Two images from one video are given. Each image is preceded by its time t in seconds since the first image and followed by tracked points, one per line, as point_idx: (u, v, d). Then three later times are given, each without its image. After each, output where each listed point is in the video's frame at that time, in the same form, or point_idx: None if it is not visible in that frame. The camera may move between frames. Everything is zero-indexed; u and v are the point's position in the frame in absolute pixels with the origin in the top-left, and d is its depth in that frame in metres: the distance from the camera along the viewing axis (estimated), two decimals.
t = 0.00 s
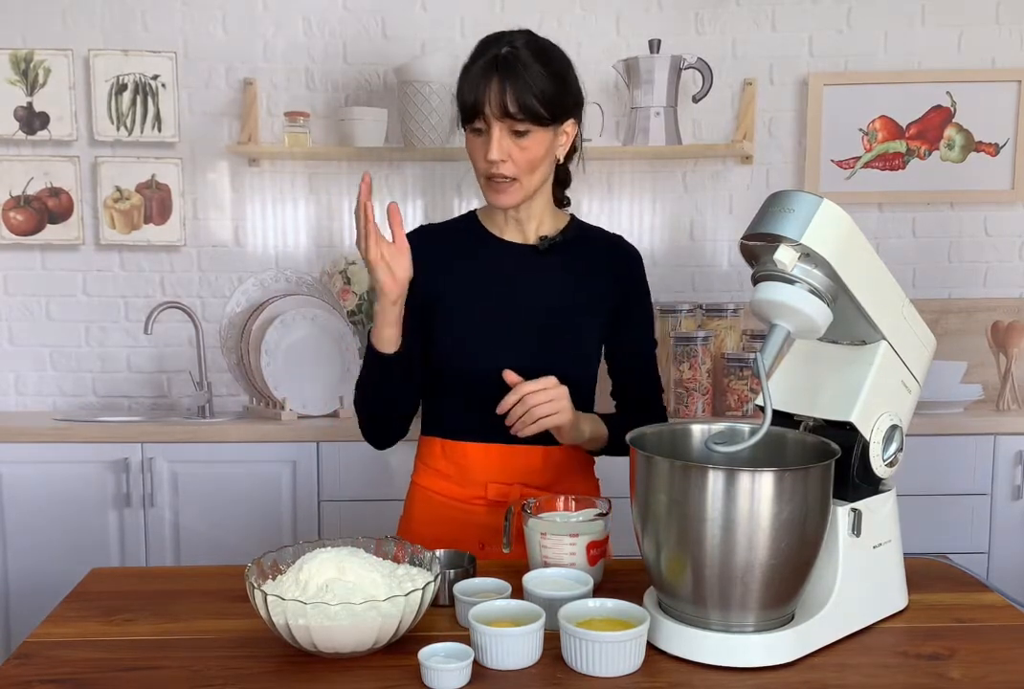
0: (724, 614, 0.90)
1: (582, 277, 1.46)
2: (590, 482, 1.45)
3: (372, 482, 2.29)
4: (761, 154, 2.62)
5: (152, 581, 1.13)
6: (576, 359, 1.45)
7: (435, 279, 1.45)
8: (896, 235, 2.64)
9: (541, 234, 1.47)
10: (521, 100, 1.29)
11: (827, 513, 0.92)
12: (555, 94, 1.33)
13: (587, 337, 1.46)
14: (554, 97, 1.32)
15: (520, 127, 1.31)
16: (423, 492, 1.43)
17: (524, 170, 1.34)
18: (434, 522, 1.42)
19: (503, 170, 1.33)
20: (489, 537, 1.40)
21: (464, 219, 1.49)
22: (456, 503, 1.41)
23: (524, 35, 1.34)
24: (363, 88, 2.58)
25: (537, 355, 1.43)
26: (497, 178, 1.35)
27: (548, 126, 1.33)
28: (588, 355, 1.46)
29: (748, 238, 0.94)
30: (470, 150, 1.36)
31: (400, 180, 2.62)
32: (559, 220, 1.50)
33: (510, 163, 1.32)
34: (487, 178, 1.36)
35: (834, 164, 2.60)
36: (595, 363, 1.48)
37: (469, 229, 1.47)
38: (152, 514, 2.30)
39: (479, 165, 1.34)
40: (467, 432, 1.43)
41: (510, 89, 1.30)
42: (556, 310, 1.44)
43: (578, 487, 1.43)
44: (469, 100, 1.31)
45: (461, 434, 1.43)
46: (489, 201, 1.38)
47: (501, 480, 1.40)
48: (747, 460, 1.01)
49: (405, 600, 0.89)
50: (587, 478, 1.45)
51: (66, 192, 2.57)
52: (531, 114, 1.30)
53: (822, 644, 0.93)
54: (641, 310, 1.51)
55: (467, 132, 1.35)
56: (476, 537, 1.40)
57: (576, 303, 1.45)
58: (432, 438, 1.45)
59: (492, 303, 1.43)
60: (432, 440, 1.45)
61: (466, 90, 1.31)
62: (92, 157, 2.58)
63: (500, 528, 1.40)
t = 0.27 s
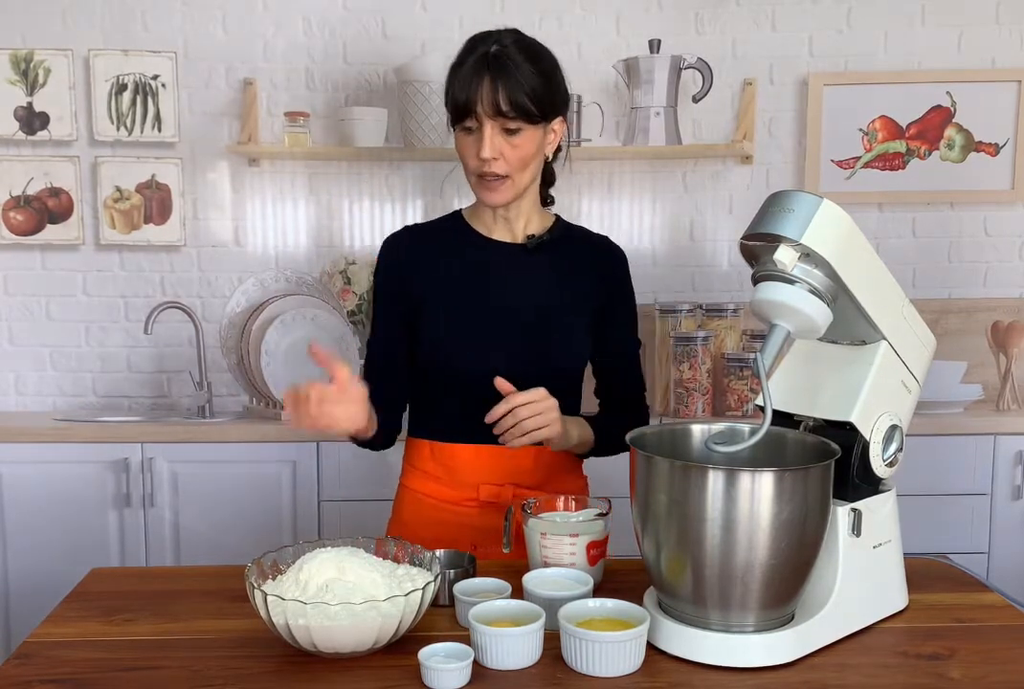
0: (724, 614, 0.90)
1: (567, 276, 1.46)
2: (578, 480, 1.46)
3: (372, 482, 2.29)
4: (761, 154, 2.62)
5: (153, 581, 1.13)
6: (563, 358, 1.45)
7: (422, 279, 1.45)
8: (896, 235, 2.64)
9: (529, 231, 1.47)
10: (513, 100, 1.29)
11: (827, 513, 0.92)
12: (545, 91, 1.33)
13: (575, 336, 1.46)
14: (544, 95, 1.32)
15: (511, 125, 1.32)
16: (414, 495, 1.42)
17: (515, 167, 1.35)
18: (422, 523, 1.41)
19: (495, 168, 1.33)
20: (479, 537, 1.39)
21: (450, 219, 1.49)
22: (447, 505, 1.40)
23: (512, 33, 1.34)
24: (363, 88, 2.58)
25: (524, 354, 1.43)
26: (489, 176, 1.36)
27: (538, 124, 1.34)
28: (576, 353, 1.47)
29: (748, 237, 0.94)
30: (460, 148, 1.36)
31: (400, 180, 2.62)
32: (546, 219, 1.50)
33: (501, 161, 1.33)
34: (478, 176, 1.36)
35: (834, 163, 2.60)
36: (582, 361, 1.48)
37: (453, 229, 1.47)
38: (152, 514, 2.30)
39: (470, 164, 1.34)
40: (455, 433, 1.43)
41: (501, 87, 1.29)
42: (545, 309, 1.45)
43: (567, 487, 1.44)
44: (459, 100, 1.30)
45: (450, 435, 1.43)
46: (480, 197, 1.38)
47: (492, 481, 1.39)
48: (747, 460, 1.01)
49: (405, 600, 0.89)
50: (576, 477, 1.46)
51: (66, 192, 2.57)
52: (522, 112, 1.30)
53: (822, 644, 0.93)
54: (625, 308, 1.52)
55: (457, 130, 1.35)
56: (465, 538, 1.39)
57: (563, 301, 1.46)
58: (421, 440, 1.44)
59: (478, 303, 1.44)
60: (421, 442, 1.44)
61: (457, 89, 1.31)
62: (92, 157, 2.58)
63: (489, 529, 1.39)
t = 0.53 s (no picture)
0: (725, 614, 0.90)
1: (558, 276, 1.46)
2: (573, 479, 1.46)
3: (372, 482, 2.29)
4: (761, 154, 2.62)
5: (153, 581, 1.13)
6: (554, 358, 1.45)
7: (415, 280, 1.44)
8: (896, 235, 2.64)
9: (518, 233, 1.47)
10: (505, 91, 1.30)
11: (827, 513, 0.92)
12: (535, 85, 1.34)
13: (567, 336, 1.46)
14: (534, 88, 1.34)
15: (502, 116, 1.32)
16: (408, 496, 1.43)
17: (507, 160, 1.34)
18: (415, 525, 1.41)
19: (486, 159, 1.33)
20: (473, 537, 1.39)
21: (442, 220, 1.48)
22: (441, 505, 1.40)
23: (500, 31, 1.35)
24: (363, 88, 2.58)
25: (516, 355, 1.43)
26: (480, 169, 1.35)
27: (528, 117, 1.34)
28: (569, 354, 1.47)
29: (748, 238, 0.94)
30: (449, 142, 1.35)
31: (400, 180, 2.62)
32: (535, 219, 1.50)
33: (493, 153, 1.32)
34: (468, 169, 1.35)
35: (834, 164, 2.60)
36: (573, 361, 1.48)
37: (443, 230, 1.47)
38: (152, 514, 2.30)
39: (461, 156, 1.34)
40: (448, 434, 1.43)
41: (493, 79, 1.30)
42: (538, 310, 1.44)
43: (562, 486, 1.43)
44: (451, 91, 1.30)
45: (443, 436, 1.43)
46: (470, 192, 1.37)
47: (485, 481, 1.40)
48: (747, 460, 1.01)
49: (405, 600, 0.89)
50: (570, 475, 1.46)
51: (66, 192, 2.57)
52: (513, 103, 1.31)
53: (822, 644, 0.93)
54: (617, 307, 1.52)
55: (446, 124, 1.35)
56: (459, 539, 1.39)
57: (556, 302, 1.46)
58: (414, 442, 1.44)
59: (469, 304, 1.43)
60: (414, 444, 1.44)
61: (447, 81, 1.31)
62: (92, 157, 2.58)
63: (483, 529, 1.39)
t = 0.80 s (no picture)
0: (725, 614, 0.90)
1: (553, 276, 1.46)
2: (570, 478, 1.46)
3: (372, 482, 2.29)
4: (761, 154, 2.62)
5: (153, 581, 1.13)
6: (549, 358, 1.45)
7: (411, 281, 1.45)
8: (896, 235, 2.64)
9: (515, 234, 1.46)
10: (512, 72, 1.33)
11: (827, 514, 0.92)
12: (538, 74, 1.37)
13: (563, 337, 1.46)
14: (538, 77, 1.37)
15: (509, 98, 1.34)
16: (405, 498, 1.42)
17: (514, 143, 1.34)
18: (412, 526, 1.41)
19: (494, 139, 1.32)
20: (469, 538, 1.39)
21: (438, 220, 1.48)
22: (439, 506, 1.40)
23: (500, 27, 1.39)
24: (363, 88, 2.58)
25: (510, 355, 1.43)
26: (485, 153, 1.35)
27: (532, 104, 1.37)
28: (565, 354, 1.47)
29: (748, 238, 0.94)
30: (454, 127, 1.35)
31: (400, 180, 2.62)
32: (532, 220, 1.49)
33: (502, 132, 1.32)
34: (474, 153, 1.35)
35: (834, 164, 2.60)
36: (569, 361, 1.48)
37: (439, 231, 1.47)
38: (152, 514, 2.30)
39: (469, 138, 1.33)
40: (442, 433, 1.44)
41: (500, 62, 1.32)
42: (534, 311, 1.44)
43: (559, 484, 1.43)
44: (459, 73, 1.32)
45: (437, 436, 1.44)
46: (477, 176, 1.35)
47: (482, 481, 1.39)
48: (747, 460, 1.01)
49: (405, 600, 0.89)
50: (567, 474, 1.46)
51: (66, 192, 2.57)
52: (521, 84, 1.33)
53: (822, 644, 0.93)
54: (613, 308, 1.52)
55: (451, 110, 1.35)
56: (455, 540, 1.39)
57: (552, 303, 1.45)
58: (410, 445, 1.44)
59: (465, 304, 1.43)
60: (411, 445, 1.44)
61: (453, 66, 1.33)
62: (93, 157, 2.58)
63: (479, 529, 1.39)
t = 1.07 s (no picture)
0: (725, 614, 0.90)
1: (552, 276, 1.46)
2: (569, 478, 1.46)
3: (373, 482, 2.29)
4: (761, 154, 2.62)
5: (153, 581, 1.13)
6: (548, 358, 1.45)
7: (410, 281, 1.45)
8: (896, 235, 2.64)
9: (512, 235, 1.46)
10: (509, 71, 1.32)
11: (827, 514, 0.92)
12: (536, 74, 1.37)
13: (562, 337, 1.46)
14: (536, 77, 1.37)
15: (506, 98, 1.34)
16: (404, 498, 1.42)
17: (511, 143, 1.34)
18: (410, 526, 1.41)
19: (491, 139, 1.33)
20: (468, 538, 1.39)
21: (437, 220, 1.48)
22: (438, 507, 1.40)
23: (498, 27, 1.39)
24: (363, 88, 2.58)
25: (509, 355, 1.43)
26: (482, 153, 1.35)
27: (530, 104, 1.37)
28: (564, 355, 1.47)
29: (748, 238, 0.94)
30: (452, 128, 1.35)
31: (400, 180, 2.62)
32: (530, 220, 1.50)
33: (498, 132, 1.33)
34: (471, 154, 1.35)
35: (834, 163, 2.60)
36: (567, 361, 1.48)
37: (438, 231, 1.47)
38: (153, 514, 2.30)
39: (465, 139, 1.34)
40: (441, 433, 1.43)
41: (497, 62, 1.32)
42: (532, 311, 1.44)
43: (557, 484, 1.44)
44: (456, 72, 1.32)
45: (436, 436, 1.43)
46: (474, 176, 1.36)
47: (481, 481, 1.40)
48: (747, 460, 1.01)
49: (405, 601, 0.89)
50: (566, 474, 1.46)
51: (66, 192, 2.57)
52: (518, 84, 1.33)
53: (822, 644, 0.94)
54: (611, 309, 1.52)
55: (448, 110, 1.35)
56: (455, 540, 1.39)
57: (551, 303, 1.45)
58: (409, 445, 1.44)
59: (464, 304, 1.43)
60: (409, 445, 1.44)
61: (450, 66, 1.33)
62: (93, 157, 2.58)
63: (478, 530, 1.39)
